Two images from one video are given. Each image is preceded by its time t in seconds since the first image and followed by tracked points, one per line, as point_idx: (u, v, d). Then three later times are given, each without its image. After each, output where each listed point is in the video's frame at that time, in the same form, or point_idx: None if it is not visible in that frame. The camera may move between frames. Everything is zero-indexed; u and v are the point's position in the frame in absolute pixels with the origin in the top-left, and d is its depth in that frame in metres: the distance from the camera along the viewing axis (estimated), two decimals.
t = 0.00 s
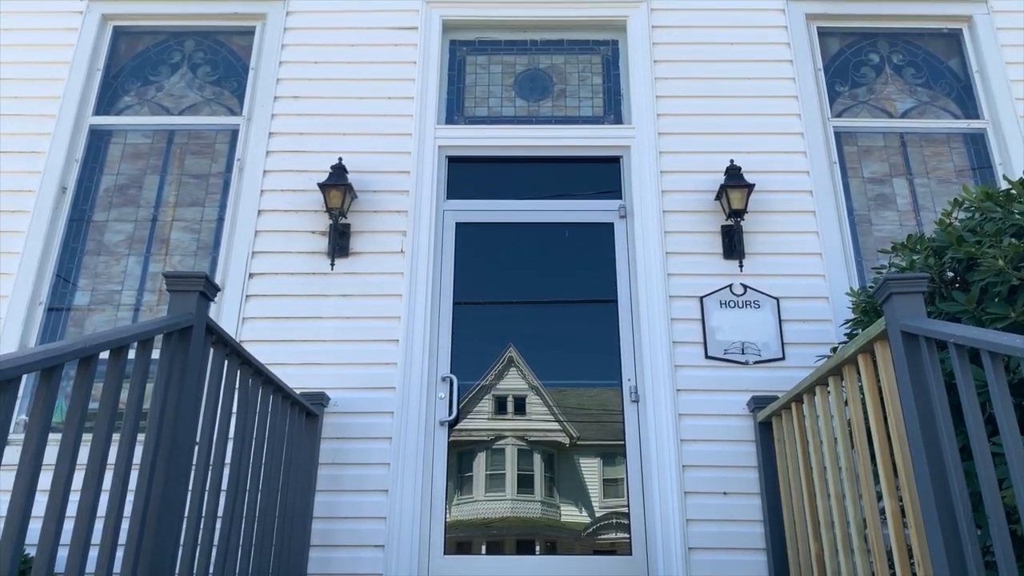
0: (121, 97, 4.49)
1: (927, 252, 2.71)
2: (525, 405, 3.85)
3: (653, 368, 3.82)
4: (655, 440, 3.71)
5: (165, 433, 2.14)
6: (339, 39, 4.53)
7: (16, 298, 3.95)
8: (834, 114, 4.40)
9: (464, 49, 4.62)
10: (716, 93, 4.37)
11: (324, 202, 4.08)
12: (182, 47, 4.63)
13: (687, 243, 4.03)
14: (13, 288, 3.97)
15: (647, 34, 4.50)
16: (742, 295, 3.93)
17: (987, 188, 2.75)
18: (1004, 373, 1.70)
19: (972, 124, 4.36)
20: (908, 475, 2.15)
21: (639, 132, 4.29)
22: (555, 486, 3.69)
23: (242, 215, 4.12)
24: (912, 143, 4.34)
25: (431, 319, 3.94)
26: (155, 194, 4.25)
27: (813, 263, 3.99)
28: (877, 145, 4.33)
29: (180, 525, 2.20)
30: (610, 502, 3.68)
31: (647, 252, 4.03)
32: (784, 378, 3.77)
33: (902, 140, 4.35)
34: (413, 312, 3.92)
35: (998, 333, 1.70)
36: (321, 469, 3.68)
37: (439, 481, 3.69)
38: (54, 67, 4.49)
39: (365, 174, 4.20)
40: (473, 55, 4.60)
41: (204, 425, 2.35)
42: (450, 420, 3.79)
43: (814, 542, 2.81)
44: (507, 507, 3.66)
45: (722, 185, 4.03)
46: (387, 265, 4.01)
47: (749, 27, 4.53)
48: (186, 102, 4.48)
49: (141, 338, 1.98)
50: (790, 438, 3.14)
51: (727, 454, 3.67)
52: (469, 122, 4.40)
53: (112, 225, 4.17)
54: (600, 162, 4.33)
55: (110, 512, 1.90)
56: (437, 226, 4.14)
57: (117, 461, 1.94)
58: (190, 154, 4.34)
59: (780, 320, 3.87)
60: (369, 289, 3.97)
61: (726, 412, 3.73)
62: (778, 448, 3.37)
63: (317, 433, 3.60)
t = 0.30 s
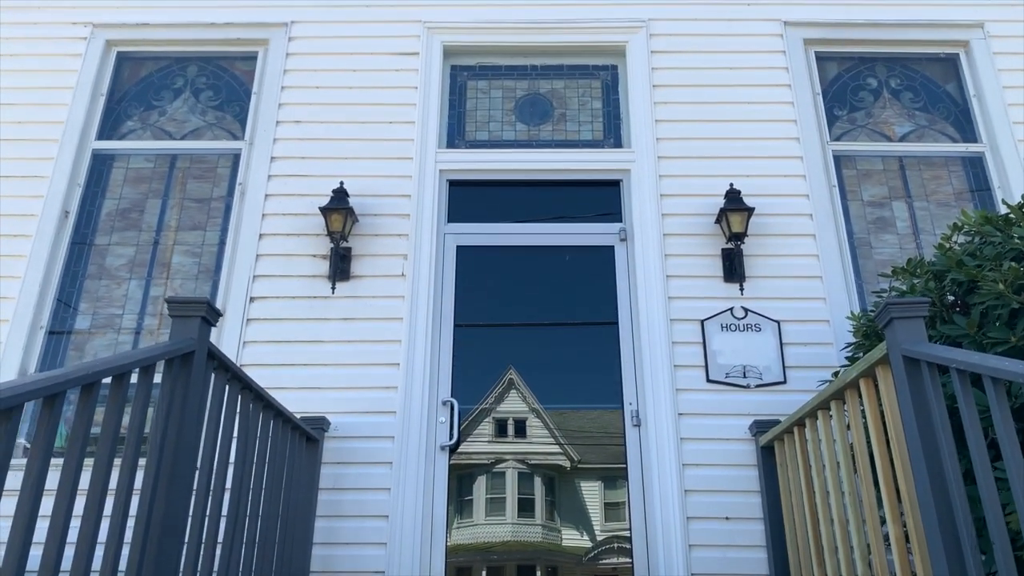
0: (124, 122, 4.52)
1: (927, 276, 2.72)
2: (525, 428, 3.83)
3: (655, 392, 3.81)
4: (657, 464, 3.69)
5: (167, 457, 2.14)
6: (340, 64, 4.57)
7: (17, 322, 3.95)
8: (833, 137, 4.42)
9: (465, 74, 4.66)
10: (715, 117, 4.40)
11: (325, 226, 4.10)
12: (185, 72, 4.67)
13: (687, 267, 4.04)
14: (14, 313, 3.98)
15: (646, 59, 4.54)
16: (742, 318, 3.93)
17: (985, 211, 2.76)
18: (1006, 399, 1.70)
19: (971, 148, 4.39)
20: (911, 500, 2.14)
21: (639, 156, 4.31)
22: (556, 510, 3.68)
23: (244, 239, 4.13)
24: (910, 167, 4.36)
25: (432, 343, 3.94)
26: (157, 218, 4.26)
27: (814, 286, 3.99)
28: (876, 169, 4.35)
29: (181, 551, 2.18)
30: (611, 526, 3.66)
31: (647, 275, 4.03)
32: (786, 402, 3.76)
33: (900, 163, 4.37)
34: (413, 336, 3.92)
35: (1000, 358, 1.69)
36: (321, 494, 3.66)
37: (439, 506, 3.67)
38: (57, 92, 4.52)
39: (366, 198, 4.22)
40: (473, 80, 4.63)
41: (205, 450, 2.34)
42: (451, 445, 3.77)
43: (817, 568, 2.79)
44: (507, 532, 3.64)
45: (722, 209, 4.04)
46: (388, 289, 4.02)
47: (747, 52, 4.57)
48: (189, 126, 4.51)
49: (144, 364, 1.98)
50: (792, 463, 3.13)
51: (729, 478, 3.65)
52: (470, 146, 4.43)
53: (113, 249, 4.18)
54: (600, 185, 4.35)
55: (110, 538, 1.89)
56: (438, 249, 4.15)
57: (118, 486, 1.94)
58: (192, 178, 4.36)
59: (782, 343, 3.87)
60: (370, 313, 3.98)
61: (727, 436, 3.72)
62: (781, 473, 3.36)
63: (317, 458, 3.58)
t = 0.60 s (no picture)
0: (128, 147, 4.56)
1: (927, 300, 2.73)
2: (526, 451, 3.82)
3: (657, 415, 3.81)
4: (660, 487, 3.68)
5: (169, 482, 2.13)
6: (343, 89, 4.61)
7: (19, 346, 3.96)
8: (832, 161, 4.45)
9: (467, 99, 4.70)
10: (715, 141, 4.43)
11: (327, 250, 4.11)
12: (189, 98, 4.71)
13: (689, 290, 4.05)
14: (17, 337, 3.99)
15: (646, 83, 4.58)
16: (744, 342, 3.93)
17: (985, 235, 2.78)
18: (1008, 424, 1.70)
19: (969, 171, 4.41)
20: (914, 524, 2.13)
21: (639, 179, 4.34)
22: (558, 534, 3.66)
23: (246, 263, 4.14)
24: (910, 190, 4.38)
25: (434, 366, 3.94)
26: (160, 242, 4.28)
27: (815, 309, 4.00)
28: (876, 192, 4.37)
29: None
30: (614, 549, 3.64)
31: (649, 298, 4.04)
32: (788, 425, 3.76)
33: (900, 186, 4.40)
34: (415, 359, 3.92)
35: (1001, 385, 1.69)
36: (322, 519, 3.64)
37: (441, 531, 3.65)
38: (62, 118, 4.56)
39: (369, 222, 4.24)
40: (475, 105, 4.68)
41: (207, 476, 2.34)
42: (453, 468, 3.76)
43: None
44: (509, 555, 3.62)
45: (723, 232, 4.06)
46: (390, 312, 4.02)
47: (747, 76, 4.61)
48: (192, 151, 4.55)
49: (147, 390, 1.99)
50: (795, 488, 3.12)
51: (732, 503, 3.63)
52: (472, 170, 4.46)
53: (117, 273, 4.20)
54: (601, 209, 4.37)
55: (111, 564, 1.88)
56: (440, 273, 4.17)
57: (121, 512, 1.93)
58: (195, 202, 4.39)
59: (784, 366, 3.87)
60: (372, 336, 3.98)
61: (731, 460, 3.71)
62: (784, 498, 3.35)
63: (317, 483, 3.57)
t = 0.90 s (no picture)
0: (132, 171, 4.59)
1: (929, 323, 2.73)
2: (529, 473, 3.81)
3: (659, 438, 3.79)
4: (663, 511, 3.66)
5: (171, 508, 2.13)
6: (346, 113, 4.64)
7: (22, 370, 3.96)
8: (833, 184, 4.47)
9: (469, 123, 4.74)
10: (716, 165, 4.45)
11: (329, 274, 4.13)
12: (193, 122, 4.75)
13: (690, 312, 4.05)
14: (20, 361, 3.99)
15: (646, 107, 4.61)
16: (747, 365, 3.92)
17: (985, 259, 2.79)
18: (1012, 450, 1.69)
19: (969, 194, 4.43)
20: (919, 549, 2.12)
21: (641, 202, 4.36)
22: (561, 558, 3.64)
23: (249, 287, 4.15)
24: (910, 213, 4.40)
25: (436, 389, 3.94)
26: (163, 266, 4.30)
27: (817, 332, 4.00)
28: (877, 214, 4.39)
29: None
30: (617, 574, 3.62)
31: (651, 321, 4.04)
32: (792, 449, 3.74)
33: (900, 209, 4.41)
34: (417, 382, 3.92)
35: (1003, 409, 1.69)
36: (323, 544, 3.62)
37: (443, 555, 3.63)
38: (67, 142, 4.59)
39: (371, 245, 4.25)
40: (477, 129, 4.71)
41: (209, 500, 2.33)
42: (455, 492, 3.74)
43: None
44: None
45: (725, 255, 4.07)
46: (392, 336, 4.03)
47: (747, 100, 4.64)
48: (196, 175, 4.58)
49: (151, 416, 1.99)
50: (799, 512, 3.10)
51: (736, 527, 3.61)
52: (474, 193, 4.48)
53: (120, 297, 4.21)
54: (603, 231, 4.39)
55: None
56: (442, 296, 4.18)
57: (124, 539, 1.93)
58: (198, 226, 4.41)
59: (786, 389, 3.86)
60: (375, 360, 3.98)
61: (734, 484, 3.69)
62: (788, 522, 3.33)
63: (318, 509, 3.55)
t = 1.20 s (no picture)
0: (134, 195, 4.62)
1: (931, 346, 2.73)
2: (530, 496, 3.79)
3: (662, 462, 3.77)
4: (666, 535, 3.64)
5: (171, 532, 2.12)
6: (348, 137, 4.67)
7: (23, 395, 3.96)
8: (833, 206, 4.48)
9: (470, 147, 4.76)
10: (716, 187, 4.46)
11: (331, 297, 4.13)
12: (195, 146, 4.78)
13: (692, 335, 4.04)
14: (21, 385, 3.99)
15: (646, 130, 4.64)
16: (749, 388, 3.91)
17: (986, 281, 2.79)
18: (1015, 475, 1.68)
19: (969, 216, 4.44)
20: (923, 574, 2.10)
21: (641, 225, 4.37)
22: None
23: (250, 310, 4.16)
24: (910, 235, 4.40)
25: (436, 413, 3.93)
26: (165, 290, 4.30)
27: (819, 355, 3.99)
28: (877, 237, 4.40)
29: None
30: None
31: (652, 344, 4.04)
32: (795, 473, 3.72)
33: (901, 232, 4.42)
34: (418, 406, 3.91)
35: (1006, 434, 1.69)
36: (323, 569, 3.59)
37: None
38: (70, 166, 4.62)
39: (373, 268, 4.26)
40: (478, 152, 4.74)
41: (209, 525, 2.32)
42: (456, 516, 3.72)
43: None
44: None
45: (725, 277, 4.08)
46: (393, 359, 4.02)
47: (746, 122, 4.67)
48: (198, 199, 4.60)
49: (151, 442, 1.99)
50: (802, 536, 3.08)
51: (740, 552, 3.58)
52: (475, 216, 4.50)
53: (121, 320, 4.22)
54: (603, 254, 4.40)
55: None
56: (443, 319, 4.18)
57: (124, 564, 1.92)
58: (200, 249, 4.42)
59: (789, 413, 3.84)
60: (376, 383, 3.97)
61: (737, 508, 3.66)
62: (791, 545, 3.30)
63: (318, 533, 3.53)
